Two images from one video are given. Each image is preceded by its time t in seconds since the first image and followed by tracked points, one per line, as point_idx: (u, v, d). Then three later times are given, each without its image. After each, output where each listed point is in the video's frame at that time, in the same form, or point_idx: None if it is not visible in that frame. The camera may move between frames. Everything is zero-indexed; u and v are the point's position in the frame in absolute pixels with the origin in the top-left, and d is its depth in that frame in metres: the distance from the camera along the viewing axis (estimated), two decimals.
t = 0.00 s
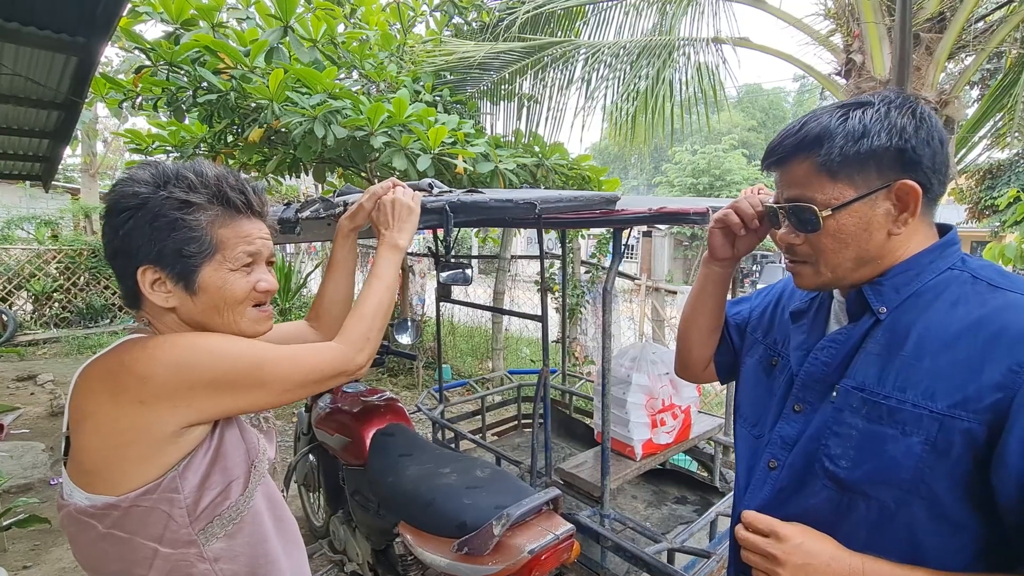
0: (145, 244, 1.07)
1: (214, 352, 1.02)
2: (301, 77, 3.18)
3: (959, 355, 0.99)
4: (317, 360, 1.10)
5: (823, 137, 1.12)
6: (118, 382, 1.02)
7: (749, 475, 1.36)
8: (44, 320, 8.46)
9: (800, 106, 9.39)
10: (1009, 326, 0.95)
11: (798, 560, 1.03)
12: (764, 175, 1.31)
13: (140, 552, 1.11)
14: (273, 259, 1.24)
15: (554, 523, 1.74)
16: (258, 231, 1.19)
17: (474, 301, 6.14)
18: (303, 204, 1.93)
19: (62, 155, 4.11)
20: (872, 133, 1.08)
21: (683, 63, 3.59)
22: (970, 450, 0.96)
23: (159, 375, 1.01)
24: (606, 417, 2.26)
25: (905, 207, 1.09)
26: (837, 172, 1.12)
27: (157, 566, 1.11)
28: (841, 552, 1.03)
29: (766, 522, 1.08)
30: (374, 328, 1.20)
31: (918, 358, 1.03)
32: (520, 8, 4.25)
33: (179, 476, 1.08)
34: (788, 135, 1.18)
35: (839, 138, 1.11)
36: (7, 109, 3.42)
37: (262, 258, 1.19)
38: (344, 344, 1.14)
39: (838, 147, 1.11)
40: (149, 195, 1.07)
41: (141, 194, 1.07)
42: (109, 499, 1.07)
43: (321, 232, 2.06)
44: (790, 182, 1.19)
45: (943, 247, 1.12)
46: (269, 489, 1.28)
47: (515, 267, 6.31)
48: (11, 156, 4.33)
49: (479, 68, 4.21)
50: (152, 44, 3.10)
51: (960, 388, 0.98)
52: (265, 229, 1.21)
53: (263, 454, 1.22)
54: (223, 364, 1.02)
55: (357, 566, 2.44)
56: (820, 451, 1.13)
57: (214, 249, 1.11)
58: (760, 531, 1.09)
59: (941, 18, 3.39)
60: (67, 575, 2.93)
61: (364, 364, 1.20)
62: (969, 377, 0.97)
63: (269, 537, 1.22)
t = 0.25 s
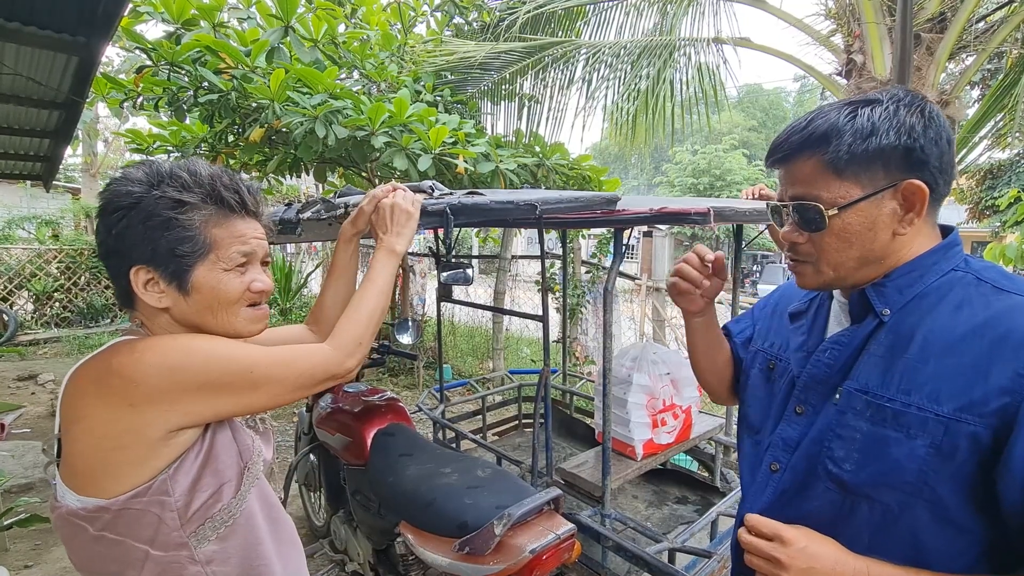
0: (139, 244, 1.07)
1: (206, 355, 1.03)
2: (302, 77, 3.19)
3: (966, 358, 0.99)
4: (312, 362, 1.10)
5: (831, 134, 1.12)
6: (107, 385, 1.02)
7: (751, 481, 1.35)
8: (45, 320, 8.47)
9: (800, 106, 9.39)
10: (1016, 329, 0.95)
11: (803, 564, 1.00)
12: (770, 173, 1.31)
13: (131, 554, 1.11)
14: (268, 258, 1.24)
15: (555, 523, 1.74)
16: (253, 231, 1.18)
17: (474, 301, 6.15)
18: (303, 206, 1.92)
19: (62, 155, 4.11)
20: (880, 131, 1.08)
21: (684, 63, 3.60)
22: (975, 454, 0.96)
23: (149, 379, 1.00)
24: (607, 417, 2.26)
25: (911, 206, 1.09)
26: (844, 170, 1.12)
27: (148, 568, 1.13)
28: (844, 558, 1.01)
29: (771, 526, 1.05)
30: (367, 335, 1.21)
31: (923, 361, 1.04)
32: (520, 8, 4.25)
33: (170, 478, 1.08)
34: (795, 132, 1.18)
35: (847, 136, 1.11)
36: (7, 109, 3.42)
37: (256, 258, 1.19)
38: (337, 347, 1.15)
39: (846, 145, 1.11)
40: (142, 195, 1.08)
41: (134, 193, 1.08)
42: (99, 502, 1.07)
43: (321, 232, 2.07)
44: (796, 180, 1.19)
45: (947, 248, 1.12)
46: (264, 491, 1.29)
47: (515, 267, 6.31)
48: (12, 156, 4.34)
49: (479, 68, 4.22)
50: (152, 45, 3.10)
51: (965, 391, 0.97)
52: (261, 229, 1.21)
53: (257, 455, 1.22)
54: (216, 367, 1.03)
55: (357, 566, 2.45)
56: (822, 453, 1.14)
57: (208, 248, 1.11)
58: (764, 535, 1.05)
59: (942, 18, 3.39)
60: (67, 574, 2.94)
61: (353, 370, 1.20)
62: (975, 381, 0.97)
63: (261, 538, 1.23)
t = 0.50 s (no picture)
0: (134, 244, 1.08)
1: (198, 354, 1.02)
2: (302, 77, 3.18)
3: (960, 358, 0.99)
4: (305, 361, 1.11)
5: (830, 134, 1.13)
6: (100, 384, 1.02)
7: (749, 481, 1.35)
8: (45, 320, 8.47)
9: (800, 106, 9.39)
10: (1011, 329, 0.95)
11: (793, 564, 1.00)
12: (767, 172, 1.32)
13: (125, 552, 1.12)
14: (264, 259, 1.24)
15: (554, 523, 1.74)
16: (248, 232, 1.19)
17: (474, 301, 6.15)
18: (303, 206, 1.93)
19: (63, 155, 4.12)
20: (879, 131, 1.09)
21: (684, 63, 3.60)
22: (970, 454, 0.96)
23: (141, 377, 1.00)
24: (607, 417, 2.26)
25: (908, 207, 1.09)
26: (843, 169, 1.12)
27: (141, 567, 1.13)
28: (834, 557, 1.00)
29: (761, 526, 1.04)
30: (364, 332, 1.20)
31: (917, 361, 1.04)
32: (520, 8, 4.26)
33: (164, 476, 1.08)
34: (793, 131, 1.18)
35: (845, 136, 1.11)
36: (8, 109, 3.42)
37: (252, 258, 1.19)
38: (331, 347, 1.15)
39: (845, 144, 1.11)
40: (138, 195, 1.08)
41: (130, 193, 1.08)
42: (93, 499, 1.07)
43: (321, 232, 2.07)
44: (794, 179, 1.19)
45: (940, 248, 1.12)
46: (260, 491, 1.29)
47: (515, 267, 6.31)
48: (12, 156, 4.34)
49: (479, 68, 4.22)
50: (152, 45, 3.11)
51: (960, 391, 0.97)
52: (257, 230, 1.21)
53: (253, 455, 1.22)
54: (207, 366, 1.03)
55: (356, 566, 2.45)
56: (819, 453, 1.14)
57: (203, 249, 1.11)
58: (757, 534, 1.04)
59: (942, 18, 3.38)
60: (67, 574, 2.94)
61: (350, 367, 1.20)
62: (969, 381, 0.96)
63: (255, 539, 1.23)
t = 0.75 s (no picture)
0: (142, 241, 1.08)
1: (206, 350, 1.03)
2: (303, 76, 3.19)
3: (952, 355, 0.99)
4: (310, 363, 1.10)
5: (824, 135, 1.13)
6: (113, 378, 1.03)
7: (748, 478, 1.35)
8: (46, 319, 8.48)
9: (801, 106, 9.39)
10: (1002, 326, 0.95)
11: (787, 554, 1.02)
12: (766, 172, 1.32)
13: (135, 545, 1.11)
14: (269, 256, 1.25)
15: (555, 522, 1.74)
16: (254, 229, 1.19)
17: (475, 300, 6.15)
18: (304, 206, 1.93)
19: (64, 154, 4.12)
20: (871, 132, 1.09)
21: (685, 63, 3.60)
22: (962, 450, 0.95)
23: (153, 371, 1.01)
24: (607, 417, 2.26)
25: (901, 205, 1.09)
26: (836, 169, 1.12)
27: (151, 561, 1.12)
28: (826, 549, 1.01)
29: (755, 518, 1.08)
30: (370, 334, 1.21)
31: (910, 358, 1.04)
32: (521, 8, 4.26)
33: (174, 469, 1.09)
34: (789, 132, 1.19)
35: (838, 136, 1.11)
36: (9, 108, 3.43)
37: (258, 255, 1.19)
38: (338, 348, 1.15)
39: (838, 144, 1.12)
40: (147, 193, 1.09)
41: (139, 191, 1.08)
42: (104, 493, 1.07)
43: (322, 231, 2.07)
44: (789, 178, 1.20)
45: (936, 248, 1.12)
46: (267, 486, 1.29)
47: (516, 267, 6.32)
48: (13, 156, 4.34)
49: (480, 68, 4.22)
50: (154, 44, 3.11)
51: (951, 388, 0.97)
52: (263, 228, 1.22)
53: (261, 450, 1.23)
54: (215, 362, 1.03)
55: (358, 565, 2.45)
56: (814, 450, 1.14)
57: (211, 245, 1.12)
58: (749, 526, 1.09)
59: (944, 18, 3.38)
60: (69, 573, 2.94)
61: (357, 369, 1.21)
62: (961, 378, 0.96)
63: (263, 531, 1.23)
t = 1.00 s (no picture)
0: (154, 238, 1.08)
1: (215, 351, 1.03)
2: (303, 76, 3.18)
3: (941, 346, 0.99)
4: (316, 364, 1.11)
5: (807, 138, 1.14)
6: (123, 378, 1.03)
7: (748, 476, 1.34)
8: (46, 318, 8.47)
9: (801, 106, 9.39)
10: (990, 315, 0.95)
11: (787, 549, 1.02)
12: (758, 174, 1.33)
13: (141, 543, 1.11)
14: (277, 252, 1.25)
15: (555, 522, 1.74)
16: (262, 225, 1.19)
17: (474, 300, 6.16)
18: (304, 205, 1.94)
19: (64, 154, 4.12)
20: (852, 133, 1.10)
21: (685, 63, 3.60)
22: (954, 438, 0.95)
23: (163, 373, 1.01)
24: (607, 416, 2.26)
25: (886, 203, 1.09)
26: (821, 169, 1.13)
27: (157, 559, 1.12)
28: (825, 541, 1.01)
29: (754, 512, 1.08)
30: (373, 334, 1.21)
31: (901, 350, 1.04)
32: (521, 8, 4.26)
33: (182, 469, 1.09)
34: (776, 137, 1.20)
35: (822, 138, 1.12)
36: (9, 107, 3.43)
37: (267, 251, 1.20)
38: (344, 350, 1.15)
39: (821, 146, 1.12)
40: (157, 191, 1.09)
41: (149, 190, 1.08)
42: (113, 490, 1.07)
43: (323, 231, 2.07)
44: (779, 180, 1.21)
45: (925, 244, 1.12)
46: (272, 487, 1.29)
47: (516, 266, 6.32)
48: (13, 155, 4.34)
49: (480, 68, 4.22)
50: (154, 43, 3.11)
51: (941, 376, 0.97)
52: (270, 224, 1.22)
53: (266, 449, 1.23)
54: (224, 363, 1.03)
55: (357, 565, 2.45)
56: (810, 444, 1.14)
57: (222, 241, 1.12)
58: (748, 520, 1.09)
59: (943, 18, 3.38)
60: (70, 572, 2.95)
61: (362, 371, 1.21)
62: (950, 366, 0.96)
63: (268, 531, 1.23)
